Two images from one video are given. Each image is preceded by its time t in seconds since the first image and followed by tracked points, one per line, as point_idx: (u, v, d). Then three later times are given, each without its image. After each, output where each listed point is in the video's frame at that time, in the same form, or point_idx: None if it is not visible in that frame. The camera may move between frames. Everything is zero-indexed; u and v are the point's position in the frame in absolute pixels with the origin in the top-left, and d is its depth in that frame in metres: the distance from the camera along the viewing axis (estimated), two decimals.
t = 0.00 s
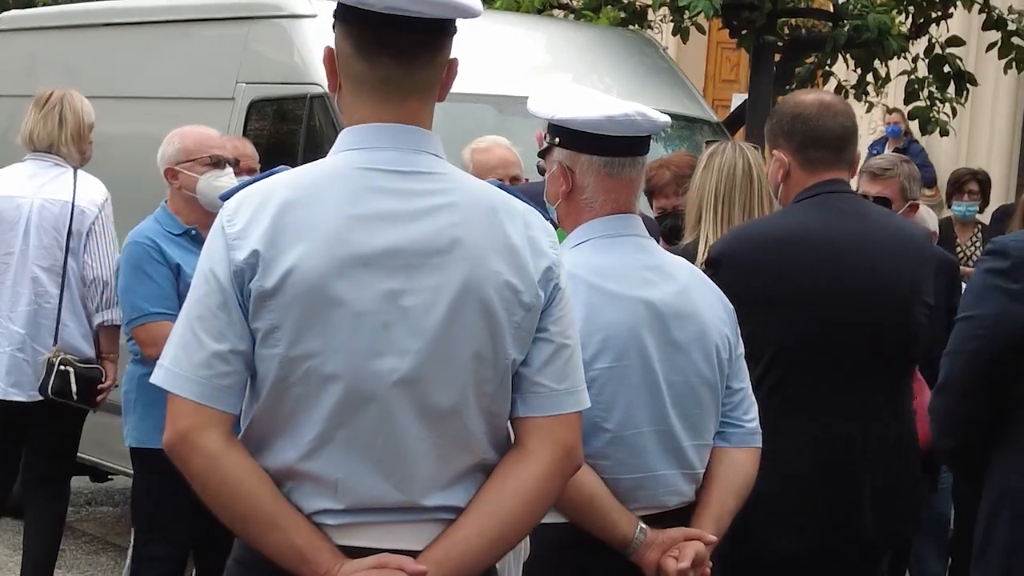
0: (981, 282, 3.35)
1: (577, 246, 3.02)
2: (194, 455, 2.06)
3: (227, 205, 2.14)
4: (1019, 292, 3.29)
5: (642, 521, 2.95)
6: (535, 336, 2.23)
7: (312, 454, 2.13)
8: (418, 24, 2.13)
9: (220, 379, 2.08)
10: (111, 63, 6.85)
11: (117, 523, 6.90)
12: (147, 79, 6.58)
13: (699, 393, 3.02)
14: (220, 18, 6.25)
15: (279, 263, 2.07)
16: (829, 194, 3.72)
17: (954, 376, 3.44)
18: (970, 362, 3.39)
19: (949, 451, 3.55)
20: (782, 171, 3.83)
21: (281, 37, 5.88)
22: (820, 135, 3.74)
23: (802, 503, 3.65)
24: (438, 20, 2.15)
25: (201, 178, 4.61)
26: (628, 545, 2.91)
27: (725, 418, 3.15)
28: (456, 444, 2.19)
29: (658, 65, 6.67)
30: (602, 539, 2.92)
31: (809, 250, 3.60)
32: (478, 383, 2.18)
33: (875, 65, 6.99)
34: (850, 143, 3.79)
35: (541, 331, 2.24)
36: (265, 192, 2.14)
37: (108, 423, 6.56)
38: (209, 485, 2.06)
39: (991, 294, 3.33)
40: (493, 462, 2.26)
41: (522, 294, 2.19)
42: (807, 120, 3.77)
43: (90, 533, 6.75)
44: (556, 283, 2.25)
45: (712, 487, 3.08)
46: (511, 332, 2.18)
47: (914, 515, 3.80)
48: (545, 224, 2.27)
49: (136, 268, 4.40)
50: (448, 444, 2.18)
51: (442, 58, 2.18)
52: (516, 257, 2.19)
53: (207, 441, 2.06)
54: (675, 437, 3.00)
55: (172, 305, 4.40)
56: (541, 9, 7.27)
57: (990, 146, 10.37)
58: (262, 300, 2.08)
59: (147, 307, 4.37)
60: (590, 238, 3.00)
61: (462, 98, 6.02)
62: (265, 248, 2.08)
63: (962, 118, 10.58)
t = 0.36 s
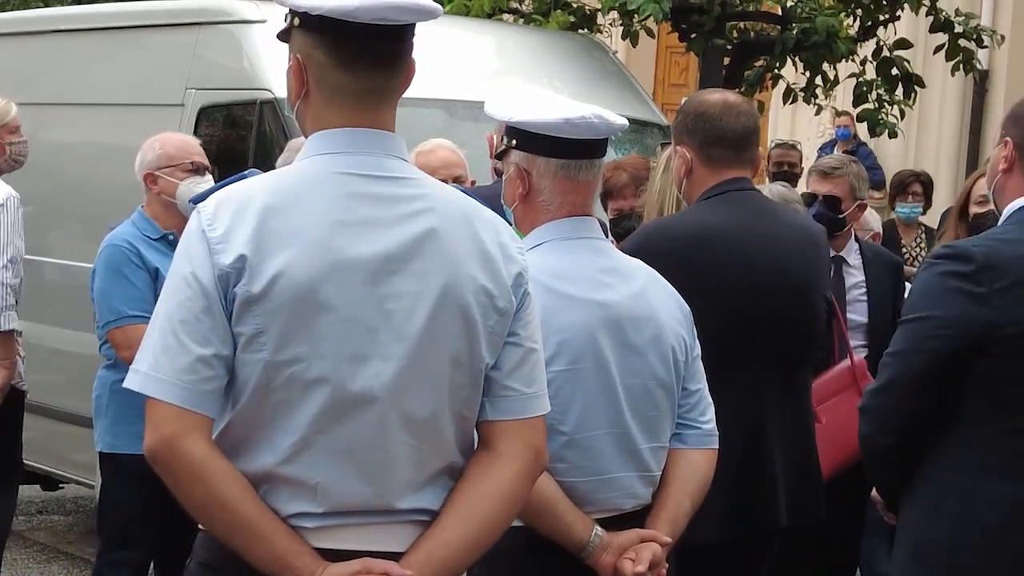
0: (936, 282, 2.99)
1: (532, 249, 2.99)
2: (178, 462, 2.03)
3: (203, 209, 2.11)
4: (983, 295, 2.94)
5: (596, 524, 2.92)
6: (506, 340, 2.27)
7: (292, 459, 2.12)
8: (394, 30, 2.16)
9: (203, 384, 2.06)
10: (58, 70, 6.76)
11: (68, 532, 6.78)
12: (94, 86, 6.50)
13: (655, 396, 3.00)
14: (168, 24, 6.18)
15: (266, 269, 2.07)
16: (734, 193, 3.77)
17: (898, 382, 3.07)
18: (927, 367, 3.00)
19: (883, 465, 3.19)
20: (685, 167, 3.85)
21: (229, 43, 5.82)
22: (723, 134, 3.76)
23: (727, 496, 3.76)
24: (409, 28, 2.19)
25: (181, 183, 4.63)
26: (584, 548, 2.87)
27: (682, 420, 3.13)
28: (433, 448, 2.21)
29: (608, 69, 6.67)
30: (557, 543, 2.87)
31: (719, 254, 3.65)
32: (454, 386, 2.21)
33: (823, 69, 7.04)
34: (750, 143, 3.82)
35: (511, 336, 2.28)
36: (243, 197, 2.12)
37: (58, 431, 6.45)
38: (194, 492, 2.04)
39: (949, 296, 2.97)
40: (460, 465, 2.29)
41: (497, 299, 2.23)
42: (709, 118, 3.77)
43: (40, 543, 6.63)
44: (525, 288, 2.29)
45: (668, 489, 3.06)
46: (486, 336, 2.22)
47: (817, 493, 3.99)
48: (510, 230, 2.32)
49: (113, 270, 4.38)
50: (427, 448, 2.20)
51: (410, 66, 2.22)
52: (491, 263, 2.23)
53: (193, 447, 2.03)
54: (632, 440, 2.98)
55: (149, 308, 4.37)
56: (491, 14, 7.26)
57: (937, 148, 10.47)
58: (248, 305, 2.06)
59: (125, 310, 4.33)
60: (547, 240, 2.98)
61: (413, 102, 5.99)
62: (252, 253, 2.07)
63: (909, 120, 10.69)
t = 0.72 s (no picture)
0: (917, 245, 3.30)
1: (500, 251, 2.97)
2: (160, 465, 2.00)
3: (180, 210, 2.08)
4: (962, 256, 3.25)
5: (565, 526, 2.89)
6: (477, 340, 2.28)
7: (273, 458, 2.10)
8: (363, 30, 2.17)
9: (186, 386, 2.03)
10: (20, 76, 6.70)
11: (33, 541, 6.71)
12: (57, 92, 6.44)
13: (624, 396, 3.00)
14: (130, 29, 6.13)
15: (247, 267, 2.05)
16: (697, 195, 3.88)
17: (881, 341, 3.33)
18: (914, 323, 3.28)
19: (856, 424, 3.45)
20: (649, 166, 3.94)
21: (193, 49, 5.78)
22: (689, 136, 3.86)
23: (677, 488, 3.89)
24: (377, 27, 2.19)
25: (161, 190, 4.66)
26: (553, 551, 2.85)
27: (650, 420, 3.13)
28: (411, 447, 2.21)
29: (572, 73, 6.67)
30: (524, 545, 2.85)
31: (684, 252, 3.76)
32: (430, 385, 2.20)
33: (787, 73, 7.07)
34: (715, 149, 3.92)
35: (482, 336, 2.29)
36: (220, 197, 2.10)
37: (22, 438, 6.38)
38: (174, 494, 2.01)
39: (929, 256, 3.28)
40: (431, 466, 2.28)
41: (470, 298, 2.24)
42: (677, 121, 3.87)
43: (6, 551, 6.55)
44: (495, 289, 2.31)
45: (637, 490, 3.06)
46: (460, 335, 2.23)
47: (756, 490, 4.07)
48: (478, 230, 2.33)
49: (93, 276, 4.37)
50: (405, 447, 2.19)
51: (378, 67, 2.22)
52: (464, 262, 2.24)
53: (175, 451, 2.01)
54: (601, 441, 2.97)
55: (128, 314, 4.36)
56: (454, 19, 7.25)
57: (899, 152, 10.55)
58: (230, 304, 2.04)
59: (104, 316, 4.33)
60: (516, 242, 2.97)
61: (378, 107, 5.98)
62: (233, 251, 2.05)
63: (872, 125, 10.78)
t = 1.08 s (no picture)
0: (831, 251, 3.50)
1: (478, 257, 2.96)
2: (123, 473, 1.97)
3: (139, 216, 2.05)
4: (873, 261, 3.44)
5: (548, 532, 2.89)
6: (439, 347, 2.25)
7: (235, 464, 2.06)
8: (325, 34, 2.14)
9: (146, 392, 1.99)
10: None
11: (8, 549, 6.64)
12: (29, 99, 6.38)
13: (604, 400, 2.99)
14: (105, 35, 6.08)
15: (207, 272, 2.01)
16: (656, 197, 3.93)
17: (799, 345, 3.52)
18: (831, 326, 3.47)
19: (780, 424, 3.64)
20: (609, 170, 3.99)
21: (168, 54, 5.74)
22: (647, 140, 3.91)
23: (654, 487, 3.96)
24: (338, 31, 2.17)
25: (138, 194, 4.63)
26: (536, 556, 2.84)
27: (628, 424, 3.14)
28: (376, 454, 2.17)
29: (547, 78, 6.66)
30: (507, 550, 2.84)
31: (637, 251, 3.82)
32: (392, 391, 2.17)
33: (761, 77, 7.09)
34: (674, 152, 3.97)
35: (445, 342, 2.26)
36: (180, 203, 2.06)
37: None
38: (137, 502, 1.98)
39: (842, 261, 3.48)
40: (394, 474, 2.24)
41: (432, 303, 2.21)
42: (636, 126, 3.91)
43: None
44: (457, 294, 2.28)
45: (618, 495, 3.06)
46: (422, 340, 2.20)
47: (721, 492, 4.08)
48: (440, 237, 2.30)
49: (67, 282, 4.34)
50: (368, 453, 2.16)
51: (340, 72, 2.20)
52: (426, 267, 2.21)
53: (138, 458, 1.98)
54: (582, 446, 2.96)
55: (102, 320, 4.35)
56: (429, 24, 7.24)
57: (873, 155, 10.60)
58: (190, 309, 2.01)
59: (78, 322, 4.32)
60: (496, 248, 2.95)
61: (349, 112, 5.98)
62: (193, 256, 2.01)
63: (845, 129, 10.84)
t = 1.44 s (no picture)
0: (711, 263, 3.49)
1: (462, 262, 2.93)
2: (19, 480, 1.98)
3: (42, 221, 2.05)
4: (748, 272, 3.45)
5: (530, 538, 2.88)
6: (359, 348, 2.18)
7: (137, 471, 2.05)
8: (239, 33, 2.11)
9: (41, 398, 2.00)
10: None
11: None
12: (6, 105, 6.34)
13: (586, 406, 2.98)
14: (83, 40, 6.05)
15: (101, 276, 2.01)
16: (602, 197, 4.00)
17: (685, 355, 3.53)
18: (716, 336, 3.48)
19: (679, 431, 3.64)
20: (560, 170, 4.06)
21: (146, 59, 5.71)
22: (593, 140, 3.97)
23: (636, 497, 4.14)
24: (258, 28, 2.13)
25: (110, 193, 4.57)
26: (518, 563, 2.83)
27: (609, 429, 3.13)
28: (287, 459, 2.13)
29: (525, 82, 6.64)
30: (489, 557, 2.83)
31: (575, 251, 3.94)
32: (303, 395, 2.12)
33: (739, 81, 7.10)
34: (621, 151, 4.02)
35: (365, 343, 2.19)
36: (82, 206, 2.06)
37: None
38: (34, 508, 1.99)
39: (722, 273, 3.47)
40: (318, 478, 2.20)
41: (347, 304, 2.15)
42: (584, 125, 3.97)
43: None
44: (380, 294, 2.20)
45: (601, 501, 3.05)
46: (336, 343, 2.14)
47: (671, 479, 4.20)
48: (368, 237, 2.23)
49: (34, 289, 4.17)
50: (277, 458, 2.12)
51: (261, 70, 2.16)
52: (340, 267, 2.14)
53: (33, 464, 1.99)
54: (564, 452, 2.94)
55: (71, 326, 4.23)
56: (409, 28, 7.23)
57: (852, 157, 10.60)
58: (84, 314, 2.01)
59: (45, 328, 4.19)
60: (479, 252, 2.93)
61: (330, 117, 6.04)
62: (86, 261, 2.01)
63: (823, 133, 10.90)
